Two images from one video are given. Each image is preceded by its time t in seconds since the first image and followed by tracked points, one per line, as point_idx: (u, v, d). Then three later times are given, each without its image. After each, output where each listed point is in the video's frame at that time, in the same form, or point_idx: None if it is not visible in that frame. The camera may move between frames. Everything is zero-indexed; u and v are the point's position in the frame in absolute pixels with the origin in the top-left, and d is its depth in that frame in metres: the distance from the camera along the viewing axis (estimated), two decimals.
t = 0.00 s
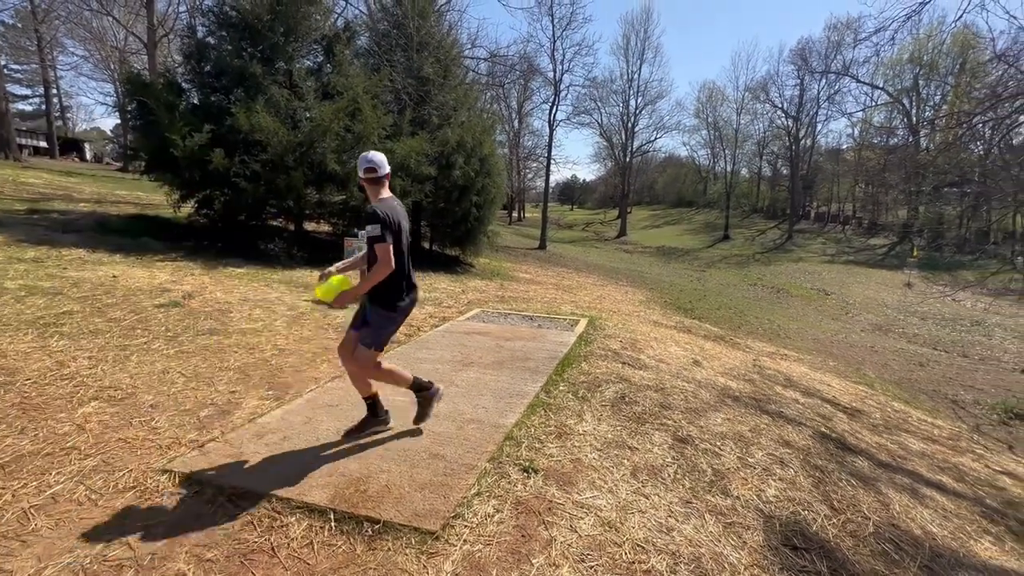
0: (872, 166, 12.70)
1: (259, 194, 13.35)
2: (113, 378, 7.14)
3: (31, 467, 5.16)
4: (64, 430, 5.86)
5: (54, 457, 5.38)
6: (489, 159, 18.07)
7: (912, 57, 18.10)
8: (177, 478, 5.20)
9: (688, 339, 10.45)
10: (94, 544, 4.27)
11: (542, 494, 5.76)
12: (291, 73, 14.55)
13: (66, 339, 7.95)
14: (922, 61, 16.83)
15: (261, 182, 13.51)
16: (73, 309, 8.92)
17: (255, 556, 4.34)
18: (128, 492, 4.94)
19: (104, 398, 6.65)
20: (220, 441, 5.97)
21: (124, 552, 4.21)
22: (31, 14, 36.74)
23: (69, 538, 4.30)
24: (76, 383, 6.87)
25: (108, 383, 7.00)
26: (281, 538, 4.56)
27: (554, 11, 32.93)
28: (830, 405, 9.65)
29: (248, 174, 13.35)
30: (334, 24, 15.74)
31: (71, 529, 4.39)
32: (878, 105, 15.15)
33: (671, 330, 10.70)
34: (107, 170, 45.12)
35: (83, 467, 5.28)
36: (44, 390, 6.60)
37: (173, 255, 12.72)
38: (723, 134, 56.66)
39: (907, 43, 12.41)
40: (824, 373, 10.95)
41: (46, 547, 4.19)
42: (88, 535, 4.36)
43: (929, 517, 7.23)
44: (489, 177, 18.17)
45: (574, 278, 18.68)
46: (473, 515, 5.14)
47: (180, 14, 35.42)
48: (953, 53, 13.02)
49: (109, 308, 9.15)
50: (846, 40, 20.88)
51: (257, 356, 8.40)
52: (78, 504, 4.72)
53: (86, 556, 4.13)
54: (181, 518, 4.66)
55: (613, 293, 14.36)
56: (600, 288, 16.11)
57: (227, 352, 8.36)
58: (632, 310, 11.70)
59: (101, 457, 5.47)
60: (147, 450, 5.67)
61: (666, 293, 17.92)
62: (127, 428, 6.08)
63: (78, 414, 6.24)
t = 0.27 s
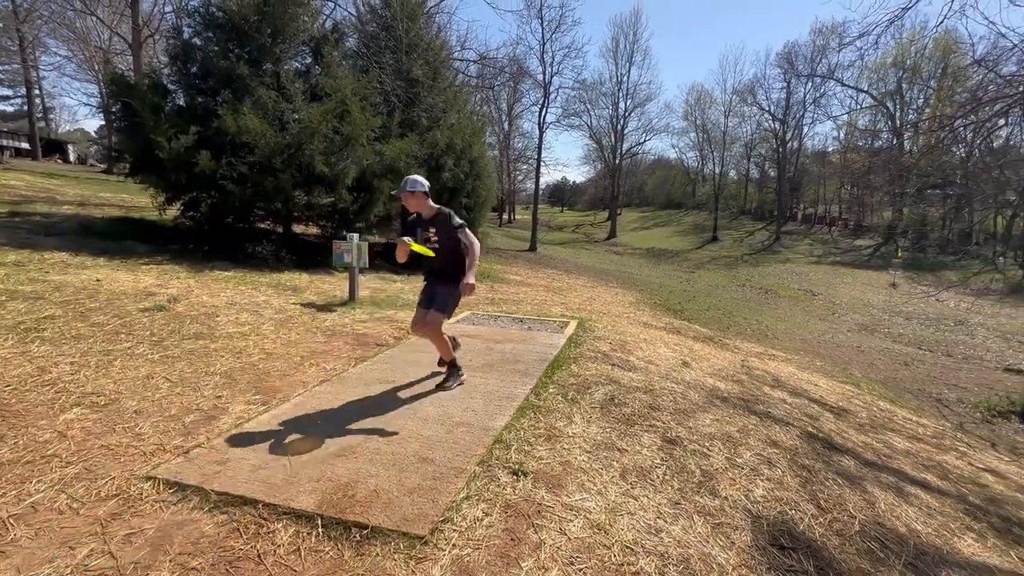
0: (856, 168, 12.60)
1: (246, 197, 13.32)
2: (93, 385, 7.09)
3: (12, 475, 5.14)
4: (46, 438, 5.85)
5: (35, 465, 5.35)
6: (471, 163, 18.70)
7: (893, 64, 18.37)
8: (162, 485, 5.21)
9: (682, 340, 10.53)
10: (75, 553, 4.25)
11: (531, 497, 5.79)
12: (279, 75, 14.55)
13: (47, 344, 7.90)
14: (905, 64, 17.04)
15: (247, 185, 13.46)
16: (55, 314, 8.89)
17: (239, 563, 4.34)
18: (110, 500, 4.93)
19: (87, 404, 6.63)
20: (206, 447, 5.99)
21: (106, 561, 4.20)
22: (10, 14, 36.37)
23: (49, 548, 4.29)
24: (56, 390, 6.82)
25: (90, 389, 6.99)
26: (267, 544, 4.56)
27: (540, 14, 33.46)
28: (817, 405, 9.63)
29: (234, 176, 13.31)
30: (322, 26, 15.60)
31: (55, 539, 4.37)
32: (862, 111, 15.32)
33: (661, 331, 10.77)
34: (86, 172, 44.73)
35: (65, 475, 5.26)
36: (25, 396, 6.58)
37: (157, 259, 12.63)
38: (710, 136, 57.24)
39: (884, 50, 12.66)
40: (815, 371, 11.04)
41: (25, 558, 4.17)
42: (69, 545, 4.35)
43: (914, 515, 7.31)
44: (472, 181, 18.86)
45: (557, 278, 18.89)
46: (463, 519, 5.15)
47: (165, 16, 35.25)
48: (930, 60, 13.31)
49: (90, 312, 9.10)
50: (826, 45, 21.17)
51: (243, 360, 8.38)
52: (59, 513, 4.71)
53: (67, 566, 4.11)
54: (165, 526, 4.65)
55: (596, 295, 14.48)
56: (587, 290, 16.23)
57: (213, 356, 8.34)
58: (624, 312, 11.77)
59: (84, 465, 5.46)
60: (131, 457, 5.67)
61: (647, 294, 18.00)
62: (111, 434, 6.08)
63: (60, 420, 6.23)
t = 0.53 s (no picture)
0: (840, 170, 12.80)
1: (232, 200, 13.34)
2: (74, 392, 7.10)
3: None
4: (24, 445, 5.86)
5: (13, 473, 5.36)
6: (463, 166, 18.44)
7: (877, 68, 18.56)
8: (144, 493, 5.23)
9: (671, 341, 10.62)
10: (53, 563, 4.26)
11: (520, 500, 5.83)
12: (266, 76, 14.56)
13: (27, 350, 7.89)
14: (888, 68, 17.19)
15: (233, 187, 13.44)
16: (35, 318, 8.88)
17: (222, 571, 4.36)
18: (91, 508, 4.95)
19: (67, 411, 6.66)
20: (189, 453, 6.04)
21: (86, 570, 4.22)
22: None
23: (27, 558, 4.29)
24: (36, 397, 6.82)
25: (71, 395, 7.01)
26: (251, 551, 4.59)
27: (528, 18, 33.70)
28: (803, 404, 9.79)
29: (220, 178, 13.28)
30: (309, 27, 15.65)
31: (33, 549, 4.37)
32: (846, 113, 15.45)
33: (649, 332, 10.85)
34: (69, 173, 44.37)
35: (43, 483, 5.27)
36: (4, 403, 6.59)
37: (141, 262, 12.61)
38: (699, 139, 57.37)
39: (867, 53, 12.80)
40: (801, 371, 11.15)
41: (2, 567, 4.17)
42: (48, 554, 4.35)
43: (898, 512, 7.40)
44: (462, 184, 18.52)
45: (545, 280, 18.95)
46: (451, 523, 5.19)
47: (149, 15, 35.09)
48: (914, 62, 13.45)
49: (72, 316, 9.11)
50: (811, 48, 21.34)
51: (229, 365, 8.41)
52: (37, 522, 4.72)
53: None
54: (147, 534, 4.68)
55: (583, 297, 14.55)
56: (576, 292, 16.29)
57: (198, 361, 8.37)
58: (613, 313, 11.85)
59: (64, 473, 5.47)
60: (112, 464, 5.70)
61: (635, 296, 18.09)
62: (91, 441, 6.11)
63: (39, 427, 6.25)
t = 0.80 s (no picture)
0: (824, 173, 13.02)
1: (216, 202, 13.25)
2: (54, 398, 7.03)
3: None
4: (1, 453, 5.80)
5: None
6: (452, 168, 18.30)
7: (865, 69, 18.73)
8: (123, 501, 5.18)
9: (659, 342, 10.68)
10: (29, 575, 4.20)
11: (508, 503, 5.83)
12: (251, 77, 14.48)
13: (4, 355, 7.80)
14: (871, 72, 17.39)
15: (218, 189, 13.34)
16: (12, 323, 8.78)
17: None
18: (69, 517, 4.90)
19: (44, 417, 6.59)
20: (171, 460, 5.99)
21: None
22: None
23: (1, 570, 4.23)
24: (13, 403, 6.75)
25: (48, 402, 6.93)
26: (233, 560, 4.56)
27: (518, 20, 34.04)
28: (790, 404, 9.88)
29: (204, 180, 13.17)
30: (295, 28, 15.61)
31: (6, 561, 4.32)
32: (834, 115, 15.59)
33: (637, 333, 10.90)
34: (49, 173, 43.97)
35: (20, 492, 5.22)
36: None
37: (124, 265, 12.48)
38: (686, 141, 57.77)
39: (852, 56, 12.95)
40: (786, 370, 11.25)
41: None
42: (23, 566, 4.29)
43: (882, 510, 7.48)
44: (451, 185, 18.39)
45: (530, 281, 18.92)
46: (438, 528, 5.18)
47: (131, 14, 34.80)
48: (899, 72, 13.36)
49: (51, 320, 8.99)
50: (798, 50, 21.50)
51: (212, 369, 8.36)
52: (13, 533, 4.66)
53: None
54: (126, 543, 4.63)
55: (568, 297, 14.56)
56: (560, 293, 16.31)
57: (180, 366, 8.31)
58: (603, 315, 11.89)
59: (41, 481, 5.41)
60: (90, 472, 5.64)
61: (618, 297, 18.13)
62: (69, 449, 6.04)
63: (16, 435, 6.18)
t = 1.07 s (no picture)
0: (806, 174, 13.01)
1: (200, 203, 13.02)
2: (28, 405, 6.84)
3: None
4: None
5: None
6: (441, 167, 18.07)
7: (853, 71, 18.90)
8: (101, 510, 5.03)
9: (647, 343, 10.68)
10: None
11: (495, 508, 5.76)
12: (234, 77, 14.25)
13: None
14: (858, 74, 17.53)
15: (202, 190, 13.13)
16: None
17: None
18: (44, 528, 4.75)
19: (23, 425, 6.42)
20: (150, 468, 5.83)
21: None
22: None
23: None
24: None
25: (25, 409, 6.75)
26: (217, 570, 4.44)
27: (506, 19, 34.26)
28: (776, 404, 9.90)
29: (187, 181, 12.95)
30: (282, 28, 15.40)
31: None
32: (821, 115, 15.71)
33: (624, 335, 10.88)
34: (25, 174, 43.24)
35: None
36: None
37: (104, 268, 12.22)
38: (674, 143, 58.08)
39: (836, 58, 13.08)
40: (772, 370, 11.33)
41: None
42: None
43: (867, 509, 7.53)
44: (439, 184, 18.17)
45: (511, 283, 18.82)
46: (425, 534, 5.09)
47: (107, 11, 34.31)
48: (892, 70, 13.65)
49: (28, 325, 8.75)
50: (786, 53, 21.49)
51: (195, 374, 8.21)
52: None
53: None
54: (104, 554, 4.49)
55: (549, 299, 14.51)
56: (540, 294, 16.23)
57: (162, 371, 8.15)
58: (592, 316, 11.86)
59: (18, 491, 5.25)
60: (67, 481, 5.48)
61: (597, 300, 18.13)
62: (48, 457, 5.87)
63: None
